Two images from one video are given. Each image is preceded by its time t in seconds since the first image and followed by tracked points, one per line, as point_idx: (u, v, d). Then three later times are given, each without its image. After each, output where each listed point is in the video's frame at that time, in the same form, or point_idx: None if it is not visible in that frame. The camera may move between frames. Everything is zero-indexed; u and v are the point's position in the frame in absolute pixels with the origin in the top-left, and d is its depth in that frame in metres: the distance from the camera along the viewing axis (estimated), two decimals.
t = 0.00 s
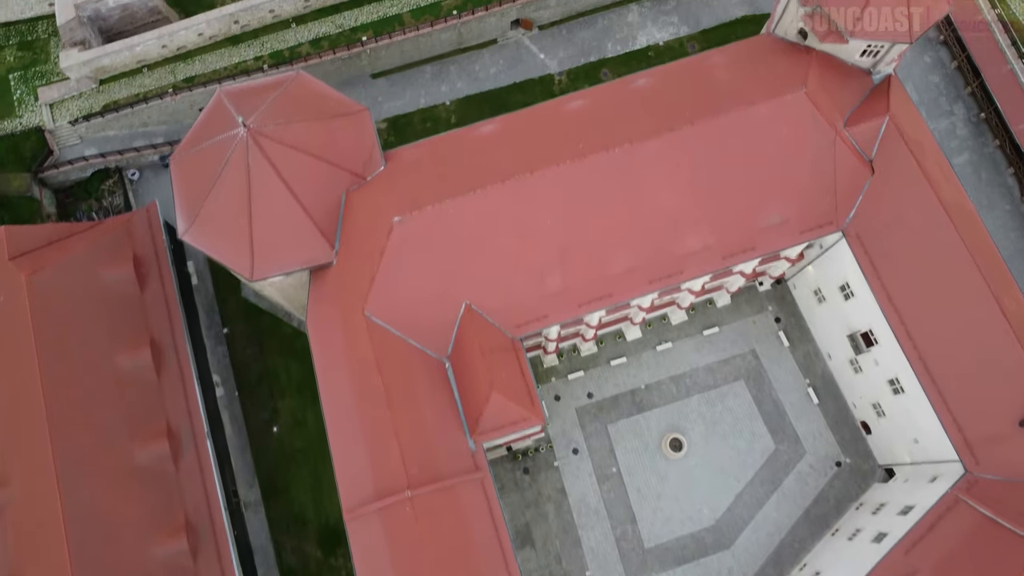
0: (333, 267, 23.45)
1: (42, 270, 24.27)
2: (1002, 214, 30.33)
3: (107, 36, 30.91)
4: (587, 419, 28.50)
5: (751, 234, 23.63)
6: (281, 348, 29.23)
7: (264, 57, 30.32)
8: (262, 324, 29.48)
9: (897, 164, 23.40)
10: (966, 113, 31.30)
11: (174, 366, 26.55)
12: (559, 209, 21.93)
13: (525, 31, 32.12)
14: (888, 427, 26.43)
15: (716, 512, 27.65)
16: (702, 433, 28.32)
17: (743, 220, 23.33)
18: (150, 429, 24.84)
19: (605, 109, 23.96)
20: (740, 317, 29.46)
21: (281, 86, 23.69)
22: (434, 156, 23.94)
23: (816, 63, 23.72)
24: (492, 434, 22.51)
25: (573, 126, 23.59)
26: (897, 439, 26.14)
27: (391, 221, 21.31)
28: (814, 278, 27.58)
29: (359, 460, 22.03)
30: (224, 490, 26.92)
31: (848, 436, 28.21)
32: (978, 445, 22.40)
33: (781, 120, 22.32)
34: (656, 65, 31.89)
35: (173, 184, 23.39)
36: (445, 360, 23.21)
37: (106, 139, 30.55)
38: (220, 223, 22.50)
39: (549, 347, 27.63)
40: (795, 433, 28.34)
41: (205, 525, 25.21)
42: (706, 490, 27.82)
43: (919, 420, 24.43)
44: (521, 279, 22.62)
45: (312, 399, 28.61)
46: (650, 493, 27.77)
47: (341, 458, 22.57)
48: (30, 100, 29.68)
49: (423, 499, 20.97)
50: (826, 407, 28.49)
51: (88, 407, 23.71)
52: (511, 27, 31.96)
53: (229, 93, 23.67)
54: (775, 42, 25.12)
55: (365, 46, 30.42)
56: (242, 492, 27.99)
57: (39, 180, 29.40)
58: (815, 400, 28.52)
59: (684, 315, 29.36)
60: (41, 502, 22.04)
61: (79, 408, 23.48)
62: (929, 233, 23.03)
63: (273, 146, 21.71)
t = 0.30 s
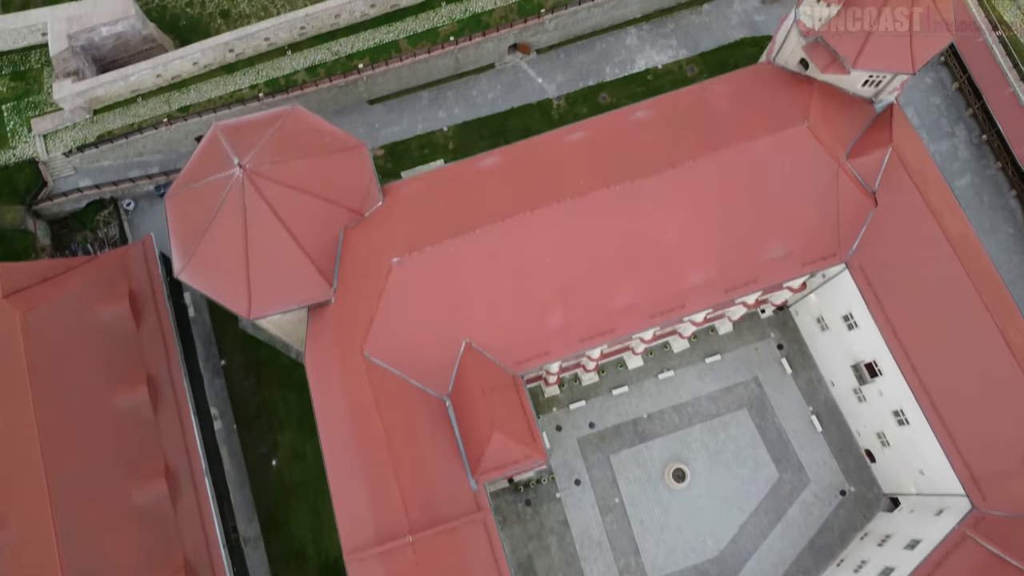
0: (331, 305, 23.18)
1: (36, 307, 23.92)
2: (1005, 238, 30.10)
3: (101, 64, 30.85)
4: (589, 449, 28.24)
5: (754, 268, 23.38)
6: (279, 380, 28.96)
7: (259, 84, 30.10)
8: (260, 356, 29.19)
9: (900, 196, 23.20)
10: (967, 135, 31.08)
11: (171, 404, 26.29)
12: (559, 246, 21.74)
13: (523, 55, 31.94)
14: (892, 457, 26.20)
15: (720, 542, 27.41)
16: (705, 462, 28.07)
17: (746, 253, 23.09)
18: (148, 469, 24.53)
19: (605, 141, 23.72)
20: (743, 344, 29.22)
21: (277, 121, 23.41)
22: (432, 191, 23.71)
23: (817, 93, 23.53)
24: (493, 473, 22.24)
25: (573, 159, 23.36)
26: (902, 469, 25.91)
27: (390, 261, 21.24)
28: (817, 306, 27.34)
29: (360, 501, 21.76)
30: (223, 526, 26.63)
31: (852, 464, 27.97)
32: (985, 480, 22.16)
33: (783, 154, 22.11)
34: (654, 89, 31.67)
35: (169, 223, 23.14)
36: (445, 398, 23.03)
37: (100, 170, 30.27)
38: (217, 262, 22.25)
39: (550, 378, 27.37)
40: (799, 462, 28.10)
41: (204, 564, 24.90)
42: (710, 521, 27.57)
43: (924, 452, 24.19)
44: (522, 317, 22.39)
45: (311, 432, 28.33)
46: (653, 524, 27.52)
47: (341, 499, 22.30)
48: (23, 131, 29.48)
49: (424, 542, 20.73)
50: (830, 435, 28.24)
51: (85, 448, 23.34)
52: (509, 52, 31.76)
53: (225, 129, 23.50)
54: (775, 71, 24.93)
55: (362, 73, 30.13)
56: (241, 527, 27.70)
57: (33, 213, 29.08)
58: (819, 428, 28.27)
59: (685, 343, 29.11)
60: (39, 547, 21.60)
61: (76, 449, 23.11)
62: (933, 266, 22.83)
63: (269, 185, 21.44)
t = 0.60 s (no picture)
0: (330, 343, 22.87)
1: (32, 345, 23.41)
2: (1008, 262, 29.88)
3: (95, 93, 30.54)
4: (591, 480, 28.01)
5: (756, 302, 23.18)
6: (277, 412, 28.69)
7: (255, 113, 29.84)
8: (258, 388, 28.93)
9: (903, 229, 22.97)
10: (969, 158, 30.88)
11: (169, 442, 25.93)
12: (560, 284, 21.52)
13: (521, 80, 31.48)
14: (897, 487, 25.98)
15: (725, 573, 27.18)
16: (708, 493, 27.81)
17: (748, 288, 22.88)
18: (146, 508, 24.14)
19: (605, 175, 23.49)
20: (745, 372, 28.98)
21: (274, 156, 23.14)
22: (430, 227, 23.48)
23: (819, 125, 23.31)
24: (494, 514, 21.99)
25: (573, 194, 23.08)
26: (906, 500, 25.69)
27: (390, 303, 21.22)
28: (820, 335, 27.10)
29: (360, 544, 21.50)
30: (222, 563, 26.37)
31: (857, 493, 27.73)
32: (991, 516, 21.91)
33: (785, 189, 21.89)
34: (654, 113, 31.39)
35: (165, 262, 22.86)
36: (445, 437, 22.74)
37: (95, 202, 29.98)
38: (215, 303, 22.07)
39: (551, 411, 27.11)
40: (803, 491, 27.85)
41: None
42: (714, 552, 27.34)
43: (929, 485, 23.98)
44: (522, 355, 22.18)
45: (310, 465, 28.01)
46: (657, 556, 27.27)
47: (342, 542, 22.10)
48: (17, 163, 29.27)
49: None
50: (834, 464, 27.99)
51: (83, 487, 22.78)
52: (506, 77, 31.34)
53: (220, 165, 23.26)
54: (777, 101, 24.68)
55: (358, 101, 30.03)
56: (241, 562, 27.43)
57: (28, 246, 28.74)
58: (823, 457, 28.02)
59: (687, 372, 28.85)
60: None
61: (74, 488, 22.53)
62: (937, 299, 22.64)
63: (266, 226, 21.20)
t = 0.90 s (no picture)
0: (329, 383, 22.74)
1: (27, 386, 22.92)
2: (1011, 286, 29.67)
3: (89, 123, 30.31)
4: (594, 511, 27.77)
5: (760, 338, 22.96)
6: (276, 445, 28.43)
7: (252, 142, 29.65)
8: (257, 421, 28.67)
9: (908, 262, 22.69)
10: (971, 181, 30.63)
11: (167, 480, 25.74)
12: (561, 323, 21.25)
13: (520, 105, 31.22)
14: (902, 519, 25.75)
15: None
16: (712, 523, 27.57)
17: (752, 324, 22.64)
18: (145, 549, 23.95)
19: (606, 209, 23.23)
20: (748, 400, 28.74)
21: (270, 193, 22.94)
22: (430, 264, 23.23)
23: (821, 157, 23.03)
24: (497, 555, 21.75)
25: (573, 230, 22.75)
26: (912, 532, 25.46)
27: (390, 346, 20.65)
28: (823, 364, 26.86)
29: None
30: None
31: (862, 523, 27.49)
32: (999, 554, 21.67)
33: (790, 225, 21.53)
34: (653, 137, 31.17)
35: (161, 302, 22.51)
36: (446, 476, 22.43)
37: (90, 233, 29.71)
38: (212, 344, 21.78)
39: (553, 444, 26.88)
40: (808, 521, 27.61)
41: None
42: None
43: (935, 519, 23.76)
44: (524, 395, 21.94)
45: (309, 500, 27.72)
46: None
47: None
48: (11, 195, 29.22)
49: None
50: (838, 493, 27.77)
51: (81, 532, 22.42)
52: (505, 102, 31.13)
53: (217, 202, 23.08)
54: (778, 133, 24.40)
55: (356, 129, 29.92)
56: None
57: (23, 279, 28.52)
58: (827, 486, 27.79)
59: (689, 401, 28.62)
60: None
61: (72, 533, 22.14)
62: (942, 333, 22.38)
63: (263, 268, 20.95)
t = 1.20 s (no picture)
0: (328, 425, 22.46)
1: (23, 426, 22.43)
2: (1016, 311, 29.48)
3: (84, 152, 29.96)
4: (597, 543, 27.53)
5: (763, 374, 22.79)
6: (275, 478, 28.17)
7: (248, 172, 29.33)
8: (257, 454, 28.40)
9: (913, 297, 22.47)
10: (974, 205, 30.43)
11: (165, 519, 25.51)
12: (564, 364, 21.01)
13: (519, 130, 30.97)
14: (908, 551, 25.52)
15: None
16: (716, 555, 27.33)
17: (756, 361, 22.45)
18: None
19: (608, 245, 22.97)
20: (751, 429, 28.46)
21: (268, 232, 22.57)
22: (430, 302, 22.98)
23: (824, 191, 22.82)
24: None
25: (574, 266, 22.47)
26: (918, 564, 25.23)
27: (390, 390, 20.36)
28: (827, 395, 26.59)
29: None
30: None
31: (867, 552, 27.27)
32: None
33: (794, 264, 21.28)
34: (653, 163, 30.91)
35: (158, 343, 22.20)
36: (448, 517, 22.29)
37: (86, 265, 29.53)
38: (210, 387, 21.53)
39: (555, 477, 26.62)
40: (812, 551, 27.38)
41: None
42: None
43: (942, 554, 23.51)
44: (526, 435, 21.75)
45: (310, 535, 27.46)
46: None
47: None
48: (5, 228, 28.82)
49: None
50: (843, 523, 27.53)
51: None
52: (504, 128, 30.82)
53: (213, 240, 22.64)
54: (780, 163, 24.08)
55: (353, 157, 29.39)
56: None
57: (18, 312, 28.10)
58: (832, 516, 27.54)
59: (693, 430, 28.30)
60: None
61: None
62: (947, 370, 22.15)
63: (261, 310, 20.63)
